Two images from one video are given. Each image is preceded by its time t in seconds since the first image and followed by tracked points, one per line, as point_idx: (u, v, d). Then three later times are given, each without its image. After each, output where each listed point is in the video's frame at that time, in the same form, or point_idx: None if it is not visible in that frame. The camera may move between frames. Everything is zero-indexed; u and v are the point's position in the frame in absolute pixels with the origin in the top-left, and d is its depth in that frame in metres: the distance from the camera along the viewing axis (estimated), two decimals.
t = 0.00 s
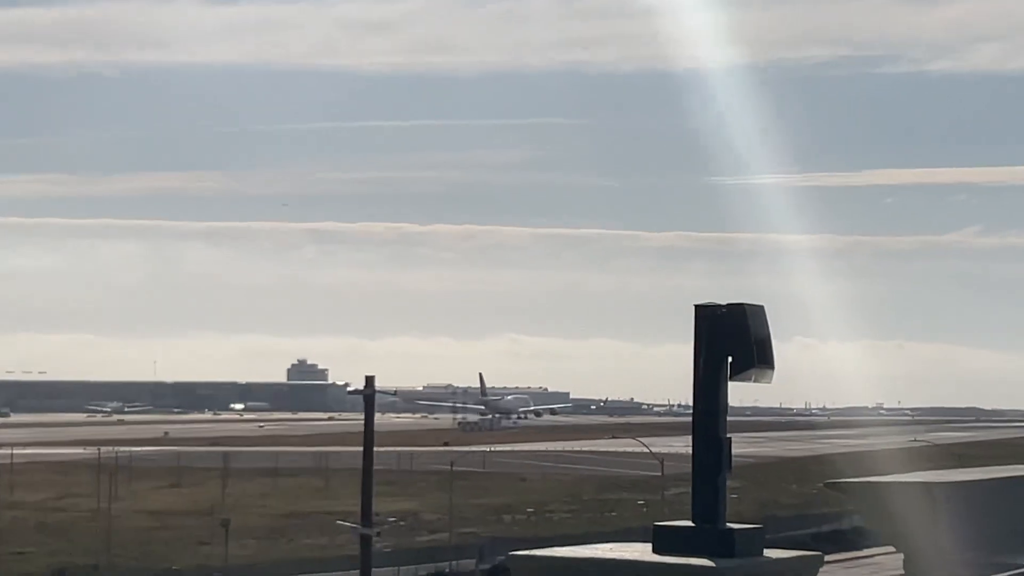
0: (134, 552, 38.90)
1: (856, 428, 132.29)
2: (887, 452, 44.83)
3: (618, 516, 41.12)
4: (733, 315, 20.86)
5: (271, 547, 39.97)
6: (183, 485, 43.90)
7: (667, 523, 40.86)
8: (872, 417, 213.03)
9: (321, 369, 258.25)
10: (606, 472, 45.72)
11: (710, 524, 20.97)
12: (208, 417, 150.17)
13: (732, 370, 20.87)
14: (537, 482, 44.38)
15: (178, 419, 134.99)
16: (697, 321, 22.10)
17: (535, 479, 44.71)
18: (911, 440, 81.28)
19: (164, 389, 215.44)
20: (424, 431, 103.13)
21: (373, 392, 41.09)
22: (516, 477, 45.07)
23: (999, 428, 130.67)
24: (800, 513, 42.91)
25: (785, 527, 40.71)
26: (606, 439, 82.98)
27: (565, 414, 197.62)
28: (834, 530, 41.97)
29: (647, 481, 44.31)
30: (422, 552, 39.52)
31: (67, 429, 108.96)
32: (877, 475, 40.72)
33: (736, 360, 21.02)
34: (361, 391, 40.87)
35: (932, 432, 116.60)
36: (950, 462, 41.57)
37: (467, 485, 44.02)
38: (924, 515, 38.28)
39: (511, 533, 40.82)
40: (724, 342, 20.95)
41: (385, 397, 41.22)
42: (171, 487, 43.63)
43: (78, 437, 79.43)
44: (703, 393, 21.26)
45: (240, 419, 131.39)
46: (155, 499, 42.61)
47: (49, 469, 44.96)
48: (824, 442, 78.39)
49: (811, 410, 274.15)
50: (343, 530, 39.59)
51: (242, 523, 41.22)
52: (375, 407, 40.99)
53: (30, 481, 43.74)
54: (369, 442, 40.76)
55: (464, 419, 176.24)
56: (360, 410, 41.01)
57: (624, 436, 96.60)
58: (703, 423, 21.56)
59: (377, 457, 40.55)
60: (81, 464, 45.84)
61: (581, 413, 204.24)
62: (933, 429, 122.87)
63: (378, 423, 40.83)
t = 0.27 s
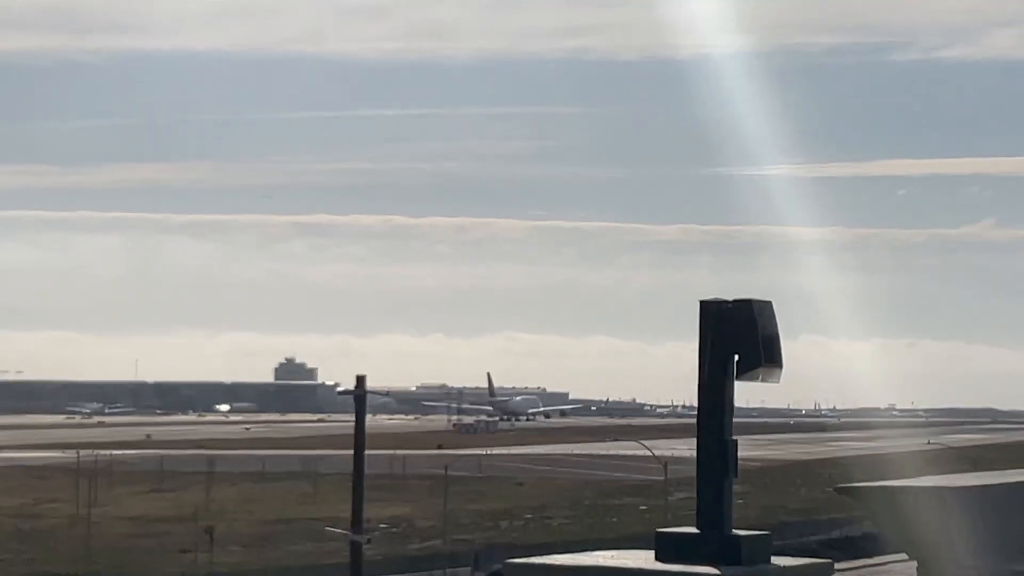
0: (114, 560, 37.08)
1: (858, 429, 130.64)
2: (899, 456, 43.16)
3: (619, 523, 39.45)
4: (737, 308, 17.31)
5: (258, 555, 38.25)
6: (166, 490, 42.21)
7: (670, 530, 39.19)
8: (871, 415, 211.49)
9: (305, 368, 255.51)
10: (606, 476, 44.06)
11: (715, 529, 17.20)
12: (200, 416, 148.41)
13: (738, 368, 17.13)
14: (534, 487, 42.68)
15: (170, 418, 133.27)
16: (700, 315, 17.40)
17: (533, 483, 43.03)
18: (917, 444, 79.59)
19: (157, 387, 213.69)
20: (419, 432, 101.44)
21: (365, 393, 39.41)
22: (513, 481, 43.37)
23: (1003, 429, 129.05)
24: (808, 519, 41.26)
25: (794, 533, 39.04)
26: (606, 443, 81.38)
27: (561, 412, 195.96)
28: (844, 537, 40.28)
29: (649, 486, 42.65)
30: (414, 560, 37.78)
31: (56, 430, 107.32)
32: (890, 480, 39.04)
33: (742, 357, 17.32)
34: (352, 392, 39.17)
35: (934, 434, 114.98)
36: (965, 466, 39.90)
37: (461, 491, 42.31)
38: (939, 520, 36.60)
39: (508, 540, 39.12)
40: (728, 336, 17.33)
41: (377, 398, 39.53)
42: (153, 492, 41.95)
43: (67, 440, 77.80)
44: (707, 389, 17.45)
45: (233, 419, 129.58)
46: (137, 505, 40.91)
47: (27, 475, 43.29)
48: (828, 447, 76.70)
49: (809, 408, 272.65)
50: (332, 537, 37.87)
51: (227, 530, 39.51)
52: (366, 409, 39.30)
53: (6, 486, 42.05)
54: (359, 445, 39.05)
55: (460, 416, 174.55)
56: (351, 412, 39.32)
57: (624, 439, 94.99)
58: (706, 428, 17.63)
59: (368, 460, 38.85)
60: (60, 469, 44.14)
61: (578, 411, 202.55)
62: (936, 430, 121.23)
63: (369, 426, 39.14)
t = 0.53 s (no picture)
0: (111, 557, 36.95)
1: (857, 427, 130.61)
2: (898, 452, 43.02)
3: (617, 519, 39.28)
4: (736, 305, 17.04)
5: (255, 552, 38.13)
6: (163, 487, 42.13)
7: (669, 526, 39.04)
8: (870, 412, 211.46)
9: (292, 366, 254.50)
10: (605, 472, 43.92)
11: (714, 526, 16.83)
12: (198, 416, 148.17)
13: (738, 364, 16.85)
14: (532, 484, 42.54)
15: (170, 417, 133.21)
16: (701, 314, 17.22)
17: (530, 480, 42.89)
18: (916, 439, 79.56)
19: (156, 386, 213.58)
20: (418, 429, 101.40)
21: (362, 390, 39.24)
22: (510, 478, 43.23)
23: (1002, 426, 129.05)
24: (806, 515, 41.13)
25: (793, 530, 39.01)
26: (604, 438, 81.33)
27: (561, 410, 195.94)
28: (844, 534, 40.14)
29: (648, 482, 42.53)
30: (412, 557, 37.66)
31: (54, 427, 107.16)
32: (889, 476, 38.88)
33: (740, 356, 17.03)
34: (349, 388, 39.01)
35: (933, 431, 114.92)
36: (965, 462, 39.74)
37: (459, 487, 42.18)
38: (937, 517, 36.46)
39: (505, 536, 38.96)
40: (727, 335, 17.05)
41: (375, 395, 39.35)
42: (149, 489, 41.85)
43: (63, 435, 77.70)
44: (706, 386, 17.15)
45: (231, 419, 129.40)
46: (133, 503, 40.81)
47: (24, 471, 43.24)
48: (828, 442, 76.68)
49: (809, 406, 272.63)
50: (330, 534, 37.74)
51: (223, 527, 39.38)
52: (364, 406, 39.13)
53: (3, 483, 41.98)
54: (356, 441, 38.90)
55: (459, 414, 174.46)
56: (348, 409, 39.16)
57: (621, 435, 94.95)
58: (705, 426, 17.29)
59: (365, 457, 38.71)
60: (57, 465, 44.05)
61: (577, 409, 202.53)
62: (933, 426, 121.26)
63: (366, 423, 38.98)
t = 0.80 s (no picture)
0: (109, 555, 36.94)
1: (857, 424, 130.68)
2: (895, 450, 43.03)
3: (615, 517, 39.30)
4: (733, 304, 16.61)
5: (252, 550, 38.13)
6: (160, 485, 42.12)
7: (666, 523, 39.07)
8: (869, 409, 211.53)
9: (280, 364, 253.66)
10: (602, 470, 43.93)
11: (711, 524, 16.50)
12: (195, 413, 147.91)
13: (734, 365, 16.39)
14: (529, 482, 42.53)
15: (170, 415, 133.17)
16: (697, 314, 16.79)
17: (527, 478, 42.91)
18: (912, 437, 79.57)
19: (155, 383, 213.49)
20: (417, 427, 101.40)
21: (359, 388, 39.26)
22: (507, 476, 43.23)
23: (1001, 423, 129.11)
24: (803, 513, 41.16)
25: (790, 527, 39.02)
26: (601, 436, 81.37)
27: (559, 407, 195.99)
28: (840, 531, 40.13)
29: (645, 479, 42.56)
30: (409, 554, 37.68)
31: (53, 425, 107.11)
32: (886, 474, 38.87)
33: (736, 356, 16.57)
34: (346, 386, 39.03)
35: (932, 428, 114.96)
36: (962, 459, 39.73)
37: (456, 485, 42.17)
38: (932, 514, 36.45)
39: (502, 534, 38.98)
40: (724, 334, 16.62)
41: (372, 393, 39.37)
42: (146, 488, 41.84)
43: (60, 434, 77.65)
44: (703, 383, 16.78)
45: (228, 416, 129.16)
46: (130, 501, 40.79)
47: (21, 470, 43.22)
48: (823, 440, 76.66)
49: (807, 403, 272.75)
50: (327, 531, 37.75)
51: (221, 526, 39.36)
52: (361, 404, 39.14)
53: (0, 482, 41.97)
54: (353, 440, 38.91)
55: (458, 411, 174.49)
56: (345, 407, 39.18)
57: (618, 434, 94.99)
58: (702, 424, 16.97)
59: (362, 455, 38.72)
60: (53, 464, 44.04)
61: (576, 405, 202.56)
62: (932, 423, 121.21)
63: (363, 421, 39.00)
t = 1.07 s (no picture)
0: (104, 554, 36.98)
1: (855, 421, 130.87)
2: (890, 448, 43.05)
3: (610, 516, 39.28)
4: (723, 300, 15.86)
5: (247, 549, 38.15)
6: (155, 484, 42.17)
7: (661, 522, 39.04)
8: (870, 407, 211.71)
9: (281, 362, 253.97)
10: (598, 469, 43.93)
11: (707, 523, 15.43)
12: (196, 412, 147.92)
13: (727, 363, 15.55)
14: (524, 480, 42.55)
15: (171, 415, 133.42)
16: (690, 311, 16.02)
17: (522, 476, 42.92)
18: (910, 434, 79.53)
19: (156, 381, 213.74)
20: (414, 425, 101.56)
21: (354, 386, 39.25)
22: (502, 474, 43.25)
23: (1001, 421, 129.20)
24: (799, 511, 41.12)
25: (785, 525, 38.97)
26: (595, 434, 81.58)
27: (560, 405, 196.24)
28: (836, 530, 40.11)
29: (640, 478, 42.55)
30: (403, 553, 37.67)
31: (53, 422, 107.57)
32: (881, 472, 38.87)
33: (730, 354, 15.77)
34: (341, 385, 39.02)
35: (927, 426, 114.90)
36: (956, 457, 39.72)
37: (451, 484, 42.23)
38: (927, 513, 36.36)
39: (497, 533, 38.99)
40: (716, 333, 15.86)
41: (366, 392, 39.37)
42: (142, 486, 41.91)
43: (58, 433, 77.92)
44: (697, 382, 15.89)
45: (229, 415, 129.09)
46: (126, 500, 40.87)
47: (16, 469, 43.29)
48: (819, 436, 76.72)
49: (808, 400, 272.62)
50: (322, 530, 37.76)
51: (216, 525, 39.41)
52: (355, 403, 39.13)
53: None
54: (348, 439, 38.91)
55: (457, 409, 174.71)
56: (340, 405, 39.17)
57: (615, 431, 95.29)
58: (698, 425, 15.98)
59: (357, 453, 38.72)
60: (49, 463, 44.10)
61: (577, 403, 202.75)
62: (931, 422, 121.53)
63: (358, 420, 38.99)
